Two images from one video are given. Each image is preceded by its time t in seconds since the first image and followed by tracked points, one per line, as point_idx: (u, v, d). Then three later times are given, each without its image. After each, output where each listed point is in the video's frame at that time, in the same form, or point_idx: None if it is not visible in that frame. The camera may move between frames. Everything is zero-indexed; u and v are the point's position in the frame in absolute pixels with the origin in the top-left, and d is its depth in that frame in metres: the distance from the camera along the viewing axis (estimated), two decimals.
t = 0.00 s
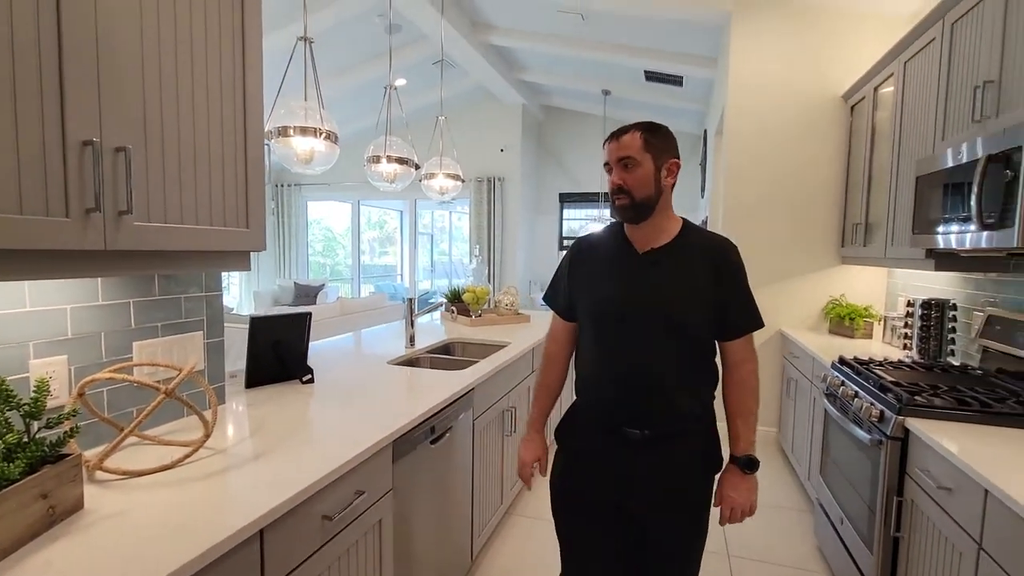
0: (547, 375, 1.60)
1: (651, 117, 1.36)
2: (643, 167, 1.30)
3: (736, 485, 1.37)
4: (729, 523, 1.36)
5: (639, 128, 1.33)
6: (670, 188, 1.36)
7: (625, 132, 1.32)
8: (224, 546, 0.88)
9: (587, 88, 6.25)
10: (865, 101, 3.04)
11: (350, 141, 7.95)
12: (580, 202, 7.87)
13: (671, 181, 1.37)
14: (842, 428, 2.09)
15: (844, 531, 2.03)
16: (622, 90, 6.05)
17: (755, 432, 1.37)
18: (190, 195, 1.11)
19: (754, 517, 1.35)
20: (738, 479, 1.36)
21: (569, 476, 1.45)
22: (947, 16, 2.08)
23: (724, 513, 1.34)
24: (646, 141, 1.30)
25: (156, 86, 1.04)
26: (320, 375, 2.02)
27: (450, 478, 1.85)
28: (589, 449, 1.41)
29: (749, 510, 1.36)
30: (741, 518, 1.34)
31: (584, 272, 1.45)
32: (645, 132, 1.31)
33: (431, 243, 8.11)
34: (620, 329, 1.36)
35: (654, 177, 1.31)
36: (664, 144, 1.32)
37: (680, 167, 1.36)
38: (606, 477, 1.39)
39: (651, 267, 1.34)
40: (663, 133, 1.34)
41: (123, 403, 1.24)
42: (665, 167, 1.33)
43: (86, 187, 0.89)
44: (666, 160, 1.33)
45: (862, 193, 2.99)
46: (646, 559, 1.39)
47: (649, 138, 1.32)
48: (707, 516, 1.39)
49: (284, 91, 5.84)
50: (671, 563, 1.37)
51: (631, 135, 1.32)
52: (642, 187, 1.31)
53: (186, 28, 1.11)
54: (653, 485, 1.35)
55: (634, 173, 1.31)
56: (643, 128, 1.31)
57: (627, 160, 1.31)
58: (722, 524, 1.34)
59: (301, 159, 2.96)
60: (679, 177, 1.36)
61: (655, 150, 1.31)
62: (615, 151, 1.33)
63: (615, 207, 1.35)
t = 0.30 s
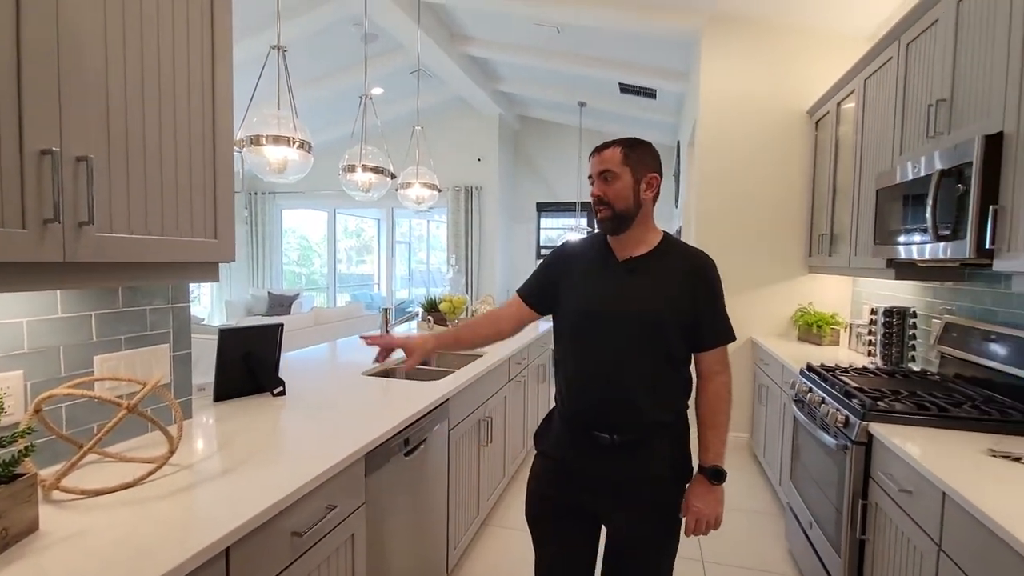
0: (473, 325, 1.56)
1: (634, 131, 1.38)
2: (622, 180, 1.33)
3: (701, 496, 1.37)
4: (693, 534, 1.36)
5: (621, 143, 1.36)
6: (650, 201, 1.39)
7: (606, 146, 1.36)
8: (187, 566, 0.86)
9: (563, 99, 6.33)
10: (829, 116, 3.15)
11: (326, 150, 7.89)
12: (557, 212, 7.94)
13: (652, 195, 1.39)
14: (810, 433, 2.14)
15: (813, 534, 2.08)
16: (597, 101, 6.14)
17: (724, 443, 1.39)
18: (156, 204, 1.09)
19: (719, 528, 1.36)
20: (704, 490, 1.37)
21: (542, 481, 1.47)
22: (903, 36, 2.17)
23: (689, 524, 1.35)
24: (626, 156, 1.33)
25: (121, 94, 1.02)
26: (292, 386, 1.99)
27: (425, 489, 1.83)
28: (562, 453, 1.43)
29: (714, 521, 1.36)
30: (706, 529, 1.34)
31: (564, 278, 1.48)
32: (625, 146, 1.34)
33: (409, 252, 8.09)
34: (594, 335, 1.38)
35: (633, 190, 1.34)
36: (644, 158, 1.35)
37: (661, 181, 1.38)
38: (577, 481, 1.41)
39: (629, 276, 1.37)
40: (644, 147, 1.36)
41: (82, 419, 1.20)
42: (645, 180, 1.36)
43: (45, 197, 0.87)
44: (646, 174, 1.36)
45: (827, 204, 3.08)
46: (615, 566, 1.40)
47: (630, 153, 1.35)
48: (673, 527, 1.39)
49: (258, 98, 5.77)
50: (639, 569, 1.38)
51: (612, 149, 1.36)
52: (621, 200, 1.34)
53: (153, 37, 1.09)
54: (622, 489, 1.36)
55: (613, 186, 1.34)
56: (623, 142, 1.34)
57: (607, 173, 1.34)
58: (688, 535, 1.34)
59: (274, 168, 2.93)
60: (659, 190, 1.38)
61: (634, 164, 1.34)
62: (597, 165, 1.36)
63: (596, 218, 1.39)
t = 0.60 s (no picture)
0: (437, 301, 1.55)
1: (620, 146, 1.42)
2: (605, 192, 1.36)
3: (665, 502, 1.35)
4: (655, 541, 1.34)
5: (606, 156, 1.39)
6: (632, 213, 1.42)
7: (592, 158, 1.39)
8: None
9: (538, 111, 6.40)
10: (793, 130, 3.26)
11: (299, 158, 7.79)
12: (532, 222, 7.99)
13: (635, 208, 1.42)
14: (779, 439, 2.18)
15: (783, 538, 2.12)
16: (571, 113, 6.23)
17: (690, 450, 1.40)
18: (119, 214, 1.06)
19: (681, 537, 1.34)
20: (668, 496, 1.35)
21: (514, 486, 1.47)
22: (860, 56, 2.27)
23: (652, 530, 1.33)
24: (611, 168, 1.36)
25: (82, 101, 1.00)
26: (262, 399, 1.95)
27: (400, 502, 1.82)
28: (534, 458, 1.43)
29: (677, 529, 1.34)
30: (668, 537, 1.32)
31: (546, 284, 1.50)
32: (610, 159, 1.37)
33: (384, 261, 8.02)
34: (571, 341, 1.39)
35: (616, 202, 1.37)
36: (628, 172, 1.38)
37: (644, 194, 1.41)
38: (548, 486, 1.41)
39: (610, 284, 1.39)
40: (628, 161, 1.40)
41: (38, 437, 1.16)
42: (628, 193, 1.39)
43: None
44: (629, 187, 1.39)
45: (793, 216, 3.18)
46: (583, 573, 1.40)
47: (614, 165, 1.38)
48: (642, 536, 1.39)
49: (228, 106, 5.68)
50: None
51: (597, 161, 1.39)
52: (603, 211, 1.37)
53: (117, 45, 1.07)
54: (592, 495, 1.37)
55: (596, 197, 1.37)
56: (608, 155, 1.38)
57: (591, 184, 1.37)
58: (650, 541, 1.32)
59: (245, 177, 2.88)
60: (641, 203, 1.41)
61: (618, 177, 1.37)
62: (582, 176, 1.39)
63: (579, 227, 1.41)
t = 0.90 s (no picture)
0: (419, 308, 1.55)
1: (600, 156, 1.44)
2: (585, 200, 1.38)
3: (654, 509, 1.43)
4: (648, 546, 1.42)
5: (586, 165, 1.42)
6: (611, 222, 1.44)
7: (572, 167, 1.41)
8: None
9: (516, 119, 6.44)
10: (764, 141, 3.35)
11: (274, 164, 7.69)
12: (511, 229, 8.01)
13: (614, 217, 1.44)
14: (753, 443, 2.22)
15: (758, 541, 2.15)
16: (549, 121, 6.28)
17: (673, 457, 1.43)
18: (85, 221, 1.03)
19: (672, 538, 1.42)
20: (657, 503, 1.42)
21: (491, 491, 1.46)
22: (827, 69, 2.35)
23: (644, 535, 1.40)
24: (591, 177, 1.39)
25: (47, 105, 0.97)
26: (234, 410, 1.91)
27: (377, 513, 1.79)
28: (512, 462, 1.43)
29: (667, 532, 1.42)
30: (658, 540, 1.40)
31: (525, 290, 1.50)
32: (590, 168, 1.39)
33: (362, 268, 7.94)
34: (549, 345, 1.40)
35: (595, 210, 1.39)
36: (607, 181, 1.40)
37: (623, 204, 1.44)
38: (525, 490, 1.41)
39: (588, 290, 1.40)
40: (608, 171, 1.42)
41: None
42: (607, 202, 1.41)
43: None
44: (608, 196, 1.41)
45: (764, 224, 3.25)
46: None
47: (595, 174, 1.40)
48: (627, 541, 1.42)
49: (201, 110, 5.58)
50: None
51: (578, 169, 1.41)
52: (583, 218, 1.38)
53: (86, 47, 1.05)
54: (569, 499, 1.37)
55: (576, 204, 1.39)
56: (589, 164, 1.40)
57: (572, 192, 1.39)
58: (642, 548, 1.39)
59: (217, 182, 2.83)
60: (620, 212, 1.44)
61: (597, 186, 1.39)
62: (563, 184, 1.41)
63: (558, 234, 1.42)
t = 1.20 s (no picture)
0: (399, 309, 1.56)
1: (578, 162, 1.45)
2: (564, 205, 1.39)
3: (630, 509, 1.44)
4: (623, 548, 1.42)
5: (565, 171, 1.42)
6: (590, 226, 1.44)
7: (552, 173, 1.41)
8: None
9: (496, 122, 6.45)
10: (739, 146, 3.41)
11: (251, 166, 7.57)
12: (491, 233, 8.02)
13: (593, 221, 1.45)
14: (730, 443, 2.25)
15: (735, 540, 2.18)
16: (528, 126, 6.32)
17: (651, 458, 1.45)
18: (48, 224, 1.00)
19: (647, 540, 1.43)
20: (633, 504, 1.43)
21: (471, 495, 1.46)
22: (799, 77, 2.40)
23: (620, 537, 1.41)
24: (569, 183, 1.39)
25: (6, 103, 0.94)
26: (208, 417, 1.87)
27: (355, 520, 1.77)
28: (492, 465, 1.43)
29: (642, 533, 1.43)
30: (634, 542, 1.41)
31: (504, 293, 1.50)
32: (569, 174, 1.40)
33: (341, 272, 7.86)
34: (528, 348, 1.40)
35: (574, 215, 1.39)
36: (586, 187, 1.41)
37: (601, 209, 1.45)
38: (504, 493, 1.41)
39: (567, 293, 1.41)
40: (587, 176, 1.43)
41: None
42: (586, 207, 1.42)
43: None
44: (587, 201, 1.42)
45: (739, 228, 3.31)
46: None
47: (574, 180, 1.41)
48: (603, 543, 1.42)
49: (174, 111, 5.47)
50: None
51: (557, 175, 1.41)
52: (562, 223, 1.39)
53: (49, 44, 1.01)
54: (548, 502, 1.37)
55: (556, 210, 1.39)
56: (568, 170, 1.40)
57: (551, 198, 1.39)
58: (619, 550, 1.40)
59: (190, 184, 2.78)
60: (598, 217, 1.45)
61: (577, 191, 1.40)
62: (543, 190, 1.41)
63: (537, 239, 1.43)
